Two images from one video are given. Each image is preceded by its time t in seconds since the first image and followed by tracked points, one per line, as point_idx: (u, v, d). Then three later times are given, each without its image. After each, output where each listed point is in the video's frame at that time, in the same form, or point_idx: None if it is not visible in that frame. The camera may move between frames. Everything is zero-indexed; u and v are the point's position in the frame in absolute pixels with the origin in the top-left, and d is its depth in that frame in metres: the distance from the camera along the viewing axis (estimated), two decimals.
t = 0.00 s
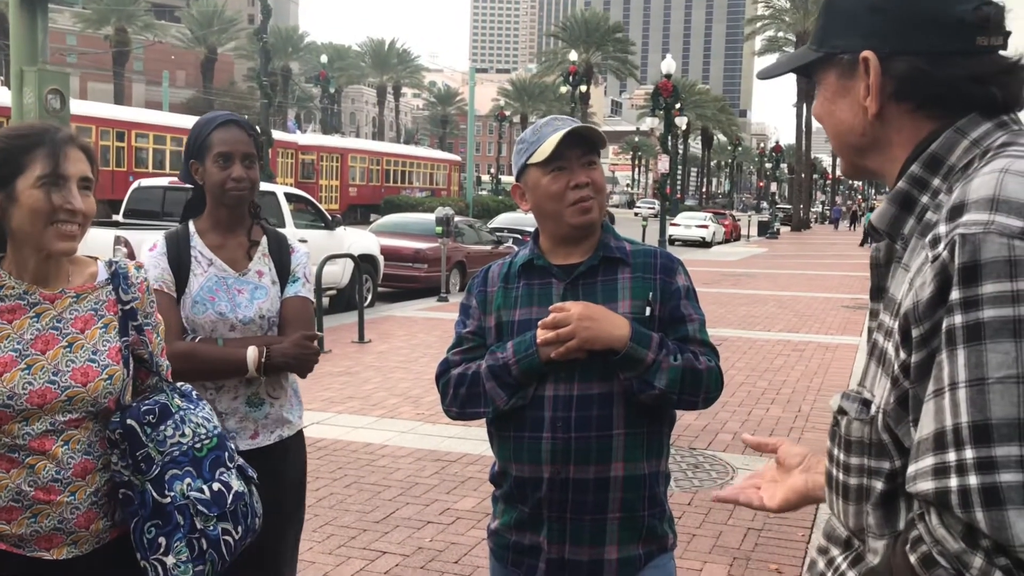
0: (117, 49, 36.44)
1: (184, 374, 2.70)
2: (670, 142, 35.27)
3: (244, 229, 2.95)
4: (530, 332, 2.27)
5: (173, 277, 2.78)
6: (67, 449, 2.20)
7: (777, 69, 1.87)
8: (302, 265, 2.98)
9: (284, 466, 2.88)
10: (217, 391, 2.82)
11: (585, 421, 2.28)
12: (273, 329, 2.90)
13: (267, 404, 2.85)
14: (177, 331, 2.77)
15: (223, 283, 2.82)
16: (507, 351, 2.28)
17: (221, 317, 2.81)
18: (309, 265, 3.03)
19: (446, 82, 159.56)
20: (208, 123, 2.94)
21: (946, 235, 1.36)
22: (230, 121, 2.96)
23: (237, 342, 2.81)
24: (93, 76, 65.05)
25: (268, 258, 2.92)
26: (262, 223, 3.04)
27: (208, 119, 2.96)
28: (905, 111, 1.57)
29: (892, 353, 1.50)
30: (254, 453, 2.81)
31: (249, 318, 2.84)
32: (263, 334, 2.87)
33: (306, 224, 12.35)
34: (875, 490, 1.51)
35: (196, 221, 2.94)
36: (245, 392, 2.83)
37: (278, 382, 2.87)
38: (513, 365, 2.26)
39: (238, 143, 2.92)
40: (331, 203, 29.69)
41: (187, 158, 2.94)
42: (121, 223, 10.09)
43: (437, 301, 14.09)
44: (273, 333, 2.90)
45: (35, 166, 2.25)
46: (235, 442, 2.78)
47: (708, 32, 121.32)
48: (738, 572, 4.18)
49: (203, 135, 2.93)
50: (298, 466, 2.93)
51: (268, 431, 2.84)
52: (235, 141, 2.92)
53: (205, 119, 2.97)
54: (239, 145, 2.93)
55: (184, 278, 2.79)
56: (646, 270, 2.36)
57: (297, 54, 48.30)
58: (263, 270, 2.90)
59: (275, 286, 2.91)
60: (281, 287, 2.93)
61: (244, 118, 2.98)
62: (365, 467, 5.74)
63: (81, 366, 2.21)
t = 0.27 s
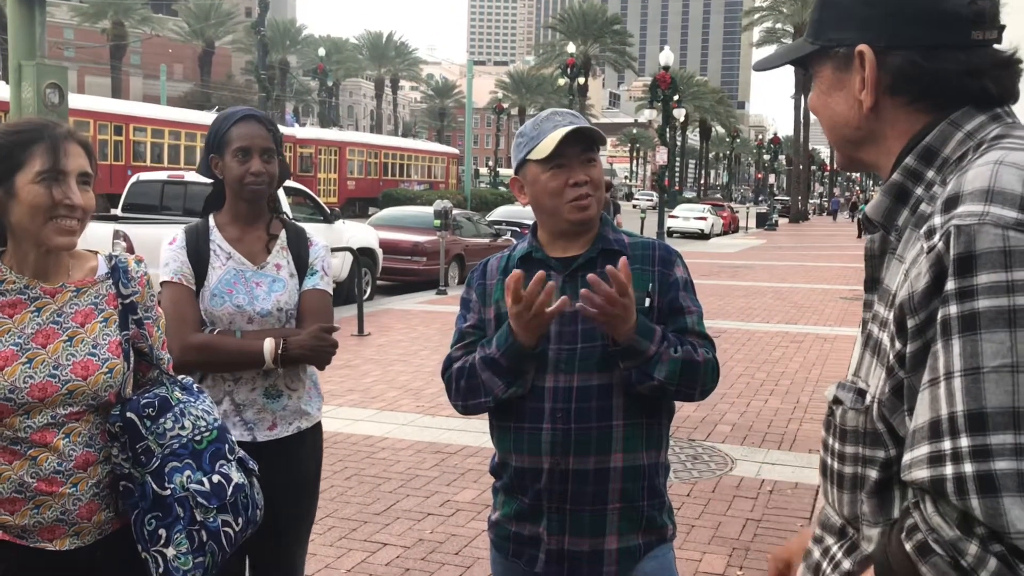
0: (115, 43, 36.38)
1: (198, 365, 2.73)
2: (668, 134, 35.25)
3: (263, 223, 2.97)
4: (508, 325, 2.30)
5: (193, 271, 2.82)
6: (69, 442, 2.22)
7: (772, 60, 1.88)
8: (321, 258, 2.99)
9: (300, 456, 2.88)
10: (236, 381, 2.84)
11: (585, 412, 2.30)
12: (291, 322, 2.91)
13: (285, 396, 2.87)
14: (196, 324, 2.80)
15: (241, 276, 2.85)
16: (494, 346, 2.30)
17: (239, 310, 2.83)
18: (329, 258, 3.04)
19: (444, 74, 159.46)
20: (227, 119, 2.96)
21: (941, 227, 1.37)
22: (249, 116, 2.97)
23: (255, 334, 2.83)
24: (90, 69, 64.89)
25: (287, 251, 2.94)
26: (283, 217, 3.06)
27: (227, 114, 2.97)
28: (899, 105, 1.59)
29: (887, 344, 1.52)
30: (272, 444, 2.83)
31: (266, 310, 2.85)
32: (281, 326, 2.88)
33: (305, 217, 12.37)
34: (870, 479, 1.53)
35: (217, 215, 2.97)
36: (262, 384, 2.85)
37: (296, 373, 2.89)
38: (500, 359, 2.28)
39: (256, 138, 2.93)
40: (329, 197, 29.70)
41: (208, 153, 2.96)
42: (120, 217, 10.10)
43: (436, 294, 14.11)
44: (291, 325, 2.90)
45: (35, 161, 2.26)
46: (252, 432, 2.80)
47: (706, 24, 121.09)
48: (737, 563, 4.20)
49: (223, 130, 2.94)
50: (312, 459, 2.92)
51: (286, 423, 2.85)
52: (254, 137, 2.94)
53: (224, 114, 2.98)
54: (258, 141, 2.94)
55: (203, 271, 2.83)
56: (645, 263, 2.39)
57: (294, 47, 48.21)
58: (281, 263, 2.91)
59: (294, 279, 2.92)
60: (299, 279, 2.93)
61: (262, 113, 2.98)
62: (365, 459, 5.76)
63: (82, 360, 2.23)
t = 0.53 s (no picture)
0: (111, 35, 36.28)
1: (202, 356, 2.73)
2: (666, 125, 35.20)
3: (270, 217, 2.95)
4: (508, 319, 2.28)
5: (199, 264, 2.81)
6: (65, 433, 2.21)
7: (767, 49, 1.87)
8: (327, 251, 2.97)
9: (303, 449, 2.86)
10: (240, 373, 2.83)
11: (583, 403, 2.29)
12: (297, 315, 2.89)
13: (288, 388, 2.85)
14: (202, 316, 2.79)
15: (247, 269, 2.84)
16: (495, 340, 2.29)
17: (244, 303, 2.82)
18: (335, 250, 3.02)
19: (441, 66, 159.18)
20: (237, 114, 2.93)
21: (936, 216, 1.37)
22: (259, 112, 2.94)
23: (259, 326, 2.81)
24: (85, 60, 64.63)
25: (292, 244, 2.93)
26: (288, 211, 3.05)
27: (240, 108, 2.95)
28: (896, 94, 1.57)
29: (882, 333, 1.51)
30: (275, 436, 2.82)
31: (271, 303, 2.84)
32: (286, 320, 2.86)
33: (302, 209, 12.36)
34: (863, 467, 1.53)
35: (224, 209, 2.96)
36: (267, 375, 2.84)
37: (300, 366, 2.87)
38: (501, 352, 2.27)
39: (265, 135, 2.90)
40: (326, 189, 29.66)
41: (216, 147, 2.93)
42: (117, 209, 10.07)
43: (433, 286, 14.10)
44: (297, 318, 2.89)
45: (29, 153, 2.24)
46: (255, 425, 2.79)
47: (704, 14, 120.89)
48: (735, 553, 4.21)
49: (232, 126, 2.92)
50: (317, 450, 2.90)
51: (289, 415, 2.84)
52: (264, 133, 2.90)
53: (234, 109, 2.95)
54: (268, 137, 2.91)
55: (209, 265, 2.82)
56: (643, 254, 2.38)
57: (291, 39, 48.10)
58: (287, 257, 2.90)
59: (299, 272, 2.91)
60: (305, 273, 2.92)
61: (271, 108, 2.94)
62: (364, 451, 5.76)
63: (78, 352, 2.21)
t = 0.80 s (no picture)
0: (109, 30, 36.22)
1: (200, 350, 2.74)
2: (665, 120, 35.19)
3: (265, 212, 2.96)
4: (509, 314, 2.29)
5: (196, 259, 2.82)
6: (65, 428, 2.22)
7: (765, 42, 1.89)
8: (322, 246, 2.99)
9: (300, 445, 2.88)
10: (235, 368, 2.85)
11: (583, 398, 2.30)
12: (292, 309, 2.91)
13: (284, 383, 2.87)
14: (198, 310, 2.80)
15: (242, 264, 2.85)
16: (495, 335, 2.30)
17: (240, 297, 2.83)
18: (329, 246, 3.04)
19: (440, 61, 159.02)
20: (234, 109, 2.93)
21: (923, 210, 1.38)
22: (256, 106, 2.94)
23: (255, 321, 2.83)
24: (84, 55, 64.54)
25: (288, 239, 2.94)
26: (283, 205, 3.05)
27: (236, 103, 2.95)
28: (892, 87, 1.58)
29: (870, 325, 1.52)
30: (271, 431, 2.83)
31: (267, 298, 2.86)
32: (281, 314, 2.88)
33: (302, 204, 12.35)
34: (850, 457, 1.55)
35: (220, 204, 2.97)
36: (262, 370, 2.85)
37: (296, 361, 2.89)
38: (502, 346, 2.28)
39: (261, 129, 2.90)
40: (326, 183, 29.64)
41: (212, 141, 2.94)
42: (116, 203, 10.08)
43: (433, 281, 14.11)
44: (292, 312, 2.91)
45: (29, 148, 2.25)
46: (252, 420, 2.80)
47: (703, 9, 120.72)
48: (734, 547, 4.22)
49: (229, 120, 2.92)
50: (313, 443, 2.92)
51: (286, 409, 2.85)
52: (260, 128, 2.91)
53: (231, 104, 2.95)
54: (264, 133, 2.91)
55: (205, 259, 2.83)
56: (642, 248, 2.38)
57: (290, 33, 48.02)
58: (282, 252, 2.91)
59: (296, 267, 2.92)
60: (300, 267, 2.94)
61: (270, 104, 2.95)
62: (364, 446, 5.78)
63: (78, 346, 2.22)
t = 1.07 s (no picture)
0: (109, 27, 36.18)
1: (184, 348, 2.73)
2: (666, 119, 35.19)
3: (248, 209, 2.96)
4: (510, 311, 2.28)
5: (176, 255, 2.81)
6: (69, 426, 2.21)
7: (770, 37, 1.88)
8: (305, 245, 2.98)
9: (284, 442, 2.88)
10: (217, 366, 2.84)
11: (583, 395, 2.30)
12: (274, 307, 2.90)
13: (266, 381, 2.87)
14: (178, 308, 2.79)
15: (224, 261, 2.84)
16: (495, 331, 2.30)
17: (221, 294, 2.82)
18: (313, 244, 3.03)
19: (440, 59, 158.99)
20: (218, 105, 2.93)
21: (920, 209, 1.37)
22: (241, 103, 2.95)
23: (236, 318, 2.82)
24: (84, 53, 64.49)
25: (270, 237, 2.93)
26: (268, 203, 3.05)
27: (220, 99, 2.95)
28: (896, 84, 1.57)
29: (865, 322, 1.52)
30: (253, 429, 2.83)
31: (248, 296, 2.85)
32: (264, 312, 2.87)
33: (302, 202, 12.34)
34: (843, 452, 1.54)
35: (202, 199, 2.96)
36: (244, 368, 2.85)
37: (278, 359, 2.89)
38: (502, 343, 2.27)
39: (246, 126, 2.91)
40: (326, 181, 29.62)
41: (195, 137, 2.94)
42: (116, 201, 10.07)
43: (433, 279, 14.10)
44: (274, 310, 2.90)
45: (33, 146, 2.24)
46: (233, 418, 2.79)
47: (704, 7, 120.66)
48: (733, 545, 4.22)
49: (214, 116, 2.92)
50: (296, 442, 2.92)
51: (267, 408, 2.85)
52: (245, 124, 2.92)
53: (216, 100, 2.96)
54: (248, 128, 2.92)
55: (186, 257, 2.82)
56: (642, 246, 2.38)
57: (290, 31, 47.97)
58: (264, 249, 2.91)
59: (277, 264, 2.91)
60: (283, 265, 2.93)
61: (256, 101, 2.96)
62: (363, 444, 5.77)
63: (82, 344, 2.22)
